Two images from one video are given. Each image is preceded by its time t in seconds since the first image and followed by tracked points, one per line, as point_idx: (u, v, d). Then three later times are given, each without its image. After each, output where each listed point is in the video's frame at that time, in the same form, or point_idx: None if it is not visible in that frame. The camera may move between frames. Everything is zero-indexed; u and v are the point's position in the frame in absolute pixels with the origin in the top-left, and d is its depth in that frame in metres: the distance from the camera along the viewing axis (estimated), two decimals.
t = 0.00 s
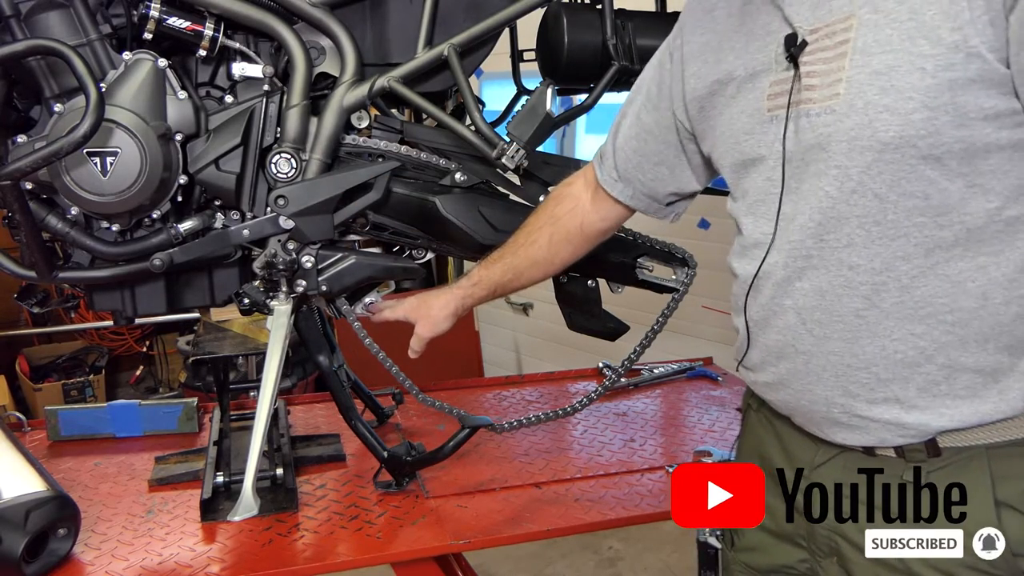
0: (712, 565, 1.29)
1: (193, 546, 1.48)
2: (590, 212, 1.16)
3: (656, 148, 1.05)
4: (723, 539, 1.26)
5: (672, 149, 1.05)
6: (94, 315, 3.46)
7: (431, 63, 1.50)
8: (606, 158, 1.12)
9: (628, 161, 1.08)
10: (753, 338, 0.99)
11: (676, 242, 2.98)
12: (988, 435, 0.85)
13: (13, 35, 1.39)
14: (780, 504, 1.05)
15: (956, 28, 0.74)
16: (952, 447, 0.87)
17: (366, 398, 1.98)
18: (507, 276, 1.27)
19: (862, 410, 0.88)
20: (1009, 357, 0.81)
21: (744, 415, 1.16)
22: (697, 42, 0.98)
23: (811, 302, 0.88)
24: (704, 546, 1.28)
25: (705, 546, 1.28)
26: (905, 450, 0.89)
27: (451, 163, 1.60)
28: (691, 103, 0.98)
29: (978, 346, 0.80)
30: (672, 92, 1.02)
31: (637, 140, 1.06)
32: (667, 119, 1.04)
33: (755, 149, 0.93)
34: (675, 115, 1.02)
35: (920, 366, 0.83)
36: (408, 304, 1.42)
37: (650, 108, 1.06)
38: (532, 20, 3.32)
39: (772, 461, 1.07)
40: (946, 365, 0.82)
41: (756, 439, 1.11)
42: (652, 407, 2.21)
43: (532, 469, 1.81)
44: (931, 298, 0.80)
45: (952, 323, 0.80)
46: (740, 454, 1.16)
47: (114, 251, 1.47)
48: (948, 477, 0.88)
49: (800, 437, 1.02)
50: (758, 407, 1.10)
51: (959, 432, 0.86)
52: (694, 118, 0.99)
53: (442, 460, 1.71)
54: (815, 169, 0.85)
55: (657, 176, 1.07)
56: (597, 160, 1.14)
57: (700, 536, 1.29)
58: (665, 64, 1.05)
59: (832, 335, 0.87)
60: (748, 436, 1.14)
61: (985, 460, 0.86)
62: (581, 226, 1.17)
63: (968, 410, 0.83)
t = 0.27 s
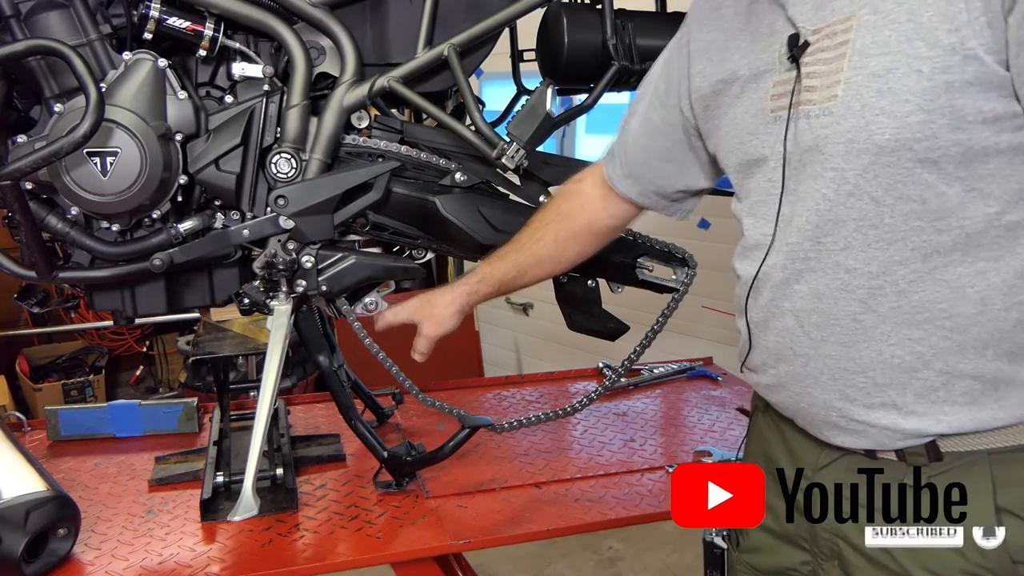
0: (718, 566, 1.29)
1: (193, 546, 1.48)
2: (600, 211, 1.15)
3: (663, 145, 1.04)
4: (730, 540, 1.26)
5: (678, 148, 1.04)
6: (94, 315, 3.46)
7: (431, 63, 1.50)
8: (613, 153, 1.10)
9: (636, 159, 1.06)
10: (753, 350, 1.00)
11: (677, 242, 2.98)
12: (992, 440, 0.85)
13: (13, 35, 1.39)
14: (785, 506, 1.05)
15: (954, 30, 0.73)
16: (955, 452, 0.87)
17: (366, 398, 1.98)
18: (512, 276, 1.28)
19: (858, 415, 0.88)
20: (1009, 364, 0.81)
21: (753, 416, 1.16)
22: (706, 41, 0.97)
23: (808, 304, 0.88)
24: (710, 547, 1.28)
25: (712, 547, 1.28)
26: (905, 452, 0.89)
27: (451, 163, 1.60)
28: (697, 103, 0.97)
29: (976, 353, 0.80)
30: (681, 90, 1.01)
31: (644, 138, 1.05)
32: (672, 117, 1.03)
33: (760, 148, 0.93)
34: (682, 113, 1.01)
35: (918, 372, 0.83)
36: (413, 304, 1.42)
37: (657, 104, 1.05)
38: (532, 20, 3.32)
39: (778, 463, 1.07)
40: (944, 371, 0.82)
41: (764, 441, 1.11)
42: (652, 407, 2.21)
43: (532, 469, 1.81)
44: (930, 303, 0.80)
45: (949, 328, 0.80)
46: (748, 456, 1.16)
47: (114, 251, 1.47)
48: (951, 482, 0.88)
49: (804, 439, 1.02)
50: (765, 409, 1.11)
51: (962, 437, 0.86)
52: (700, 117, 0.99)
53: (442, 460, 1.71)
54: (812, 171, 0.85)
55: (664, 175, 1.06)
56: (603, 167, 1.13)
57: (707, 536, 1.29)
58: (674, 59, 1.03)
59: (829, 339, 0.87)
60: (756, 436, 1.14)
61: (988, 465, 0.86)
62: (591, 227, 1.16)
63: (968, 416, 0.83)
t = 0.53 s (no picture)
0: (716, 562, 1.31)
1: (193, 546, 1.48)
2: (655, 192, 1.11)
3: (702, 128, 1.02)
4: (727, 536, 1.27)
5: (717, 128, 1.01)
6: (94, 315, 3.46)
7: (431, 63, 1.50)
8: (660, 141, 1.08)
9: (681, 142, 1.04)
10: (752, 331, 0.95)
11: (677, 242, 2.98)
12: (987, 444, 0.82)
13: (13, 35, 1.39)
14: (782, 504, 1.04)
15: (978, 38, 0.68)
16: (946, 454, 0.84)
17: (366, 398, 1.98)
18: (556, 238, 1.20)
19: (846, 414, 0.86)
20: (1001, 378, 0.78)
21: (755, 415, 1.15)
22: (732, 21, 0.95)
23: (803, 301, 0.84)
24: (708, 542, 1.30)
25: (710, 541, 1.29)
26: (897, 451, 0.86)
27: (451, 163, 1.60)
28: (723, 80, 0.95)
29: (968, 365, 0.77)
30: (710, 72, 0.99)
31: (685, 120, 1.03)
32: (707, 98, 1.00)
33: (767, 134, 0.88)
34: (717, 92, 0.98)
35: (907, 377, 0.80)
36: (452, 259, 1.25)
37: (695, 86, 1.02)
38: (532, 20, 3.32)
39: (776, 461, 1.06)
40: (933, 378, 0.79)
41: (763, 439, 1.10)
42: (652, 407, 2.21)
43: (532, 469, 1.81)
44: (924, 311, 0.76)
45: (943, 338, 0.76)
46: (747, 454, 1.15)
47: (114, 251, 1.47)
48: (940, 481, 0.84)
49: (801, 437, 1.01)
50: (765, 406, 1.11)
51: (953, 439, 0.83)
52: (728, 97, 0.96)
53: (442, 460, 1.71)
54: (815, 164, 0.80)
55: (709, 157, 1.03)
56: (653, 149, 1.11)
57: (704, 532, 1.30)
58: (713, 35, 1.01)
59: (820, 337, 0.84)
60: (756, 435, 1.13)
61: (980, 467, 0.82)
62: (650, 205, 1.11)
63: (955, 422, 0.81)
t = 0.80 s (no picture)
0: (721, 560, 1.35)
1: (193, 546, 1.48)
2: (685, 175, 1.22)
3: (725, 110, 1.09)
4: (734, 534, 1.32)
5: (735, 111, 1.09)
6: (94, 315, 3.46)
7: (431, 63, 1.50)
8: (684, 124, 1.17)
9: (703, 123, 1.13)
10: (758, 325, 1.01)
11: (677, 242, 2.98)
12: (990, 448, 0.87)
13: (13, 35, 1.39)
14: (786, 503, 1.06)
15: (1004, 49, 0.73)
16: (950, 458, 0.88)
17: (366, 398, 1.98)
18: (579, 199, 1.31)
19: (847, 414, 0.91)
20: (1005, 388, 0.84)
21: (762, 415, 1.17)
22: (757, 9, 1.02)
23: (810, 300, 0.90)
24: (714, 540, 1.34)
25: (715, 540, 1.34)
26: (899, 453, 0.90)
27: (451, 163, 1.60)
28: (745, 64, 1.01)
29: (972, 375, 0.83)
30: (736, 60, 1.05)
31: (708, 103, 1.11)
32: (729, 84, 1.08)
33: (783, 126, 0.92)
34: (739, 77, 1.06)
35: (910, 382, 0.85)
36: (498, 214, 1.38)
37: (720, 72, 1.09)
38: (532, 20, 3.32)
39: (781, 461, 1.08)
40: (936, 385, 0.84)
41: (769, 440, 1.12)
42: (652, 407, 2.21)
43: (532, 469, 1.81)
44: (932, 317, 0.81)
45: (948, 345, 0.81)
46: (754, 455, 1.17)
47: (114, 251, 1.47)
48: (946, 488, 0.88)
49: (806, 437, 1.03)
50: (772, 406, 1.13)
51: (956, 442, 0.88)
52: (749, 81, 1.02)
53: (442, 460, 1.70)
54: (829, 164, 0.86)
55: (726, 139, 1.11)
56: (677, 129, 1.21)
57: (710, 529, 1.35)
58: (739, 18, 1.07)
59: (826, 335, 0.89)
60: (762, 436, 1.14)
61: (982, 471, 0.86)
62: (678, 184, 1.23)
63: (957, 426, 0.86)
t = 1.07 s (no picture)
0: (727, 559, 1.35)
1: (193, 546, 1.48)
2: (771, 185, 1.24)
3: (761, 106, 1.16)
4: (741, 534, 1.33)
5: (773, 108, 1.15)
6: (94, 314, 3.46)
7: (431, 63, 1.50)
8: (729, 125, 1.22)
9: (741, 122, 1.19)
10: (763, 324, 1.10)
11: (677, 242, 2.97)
12: (994, 455, 0.93)
13: (13, 35, 1.39)
14: (791, 503, 1.15)
15: (1015, 57, 0.78)
16: (955, 462, 0.95)
17: (366, 398, 1.98)
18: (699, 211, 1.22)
19: (848, 414, 0.98)
20: (1007, 396, 0.90)
21: (774, 417, 1.24)
22: (790, 9, 1.14)
23: (812, 300, 0.98)
24: (720, 539, 1.35)
25: (722, 539, 1.34)
26: (904, 456, 0.97)
27: (451, 163, 1.60)
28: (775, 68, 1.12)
29: (973, 382, 0.90)
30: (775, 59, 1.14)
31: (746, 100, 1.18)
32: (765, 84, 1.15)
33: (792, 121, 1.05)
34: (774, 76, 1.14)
35: (911, 386, 0.93)
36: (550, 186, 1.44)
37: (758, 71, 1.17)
38: (532, 20, 3.32)
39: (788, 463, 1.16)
40: (938, 388, 0.91)
41: (778, 441, 1.20)
42: (651, 407, 2.21)
43: (532, 469, 1.81)
44: (934, 323, 0.88)
45: (949, 351, 0.88)
46: (763, 456, 1.25)
47: (114, 251, 1.47)
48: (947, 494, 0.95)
49: (811, 440, 1.11)
50: (782, 408, 1.21)
51: (962, 447, 0.94)
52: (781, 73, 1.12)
53: (442, 460, 1.70)
54: (839, 164, 0.93)
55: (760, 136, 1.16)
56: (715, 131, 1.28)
57: (718, 528, 1.36)
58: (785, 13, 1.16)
59: (830, 330, 0.96)
60: (772, 438, 1.22)
61: (986, 478, 0.93)
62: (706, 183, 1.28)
63: (959, 430, 0.93)
